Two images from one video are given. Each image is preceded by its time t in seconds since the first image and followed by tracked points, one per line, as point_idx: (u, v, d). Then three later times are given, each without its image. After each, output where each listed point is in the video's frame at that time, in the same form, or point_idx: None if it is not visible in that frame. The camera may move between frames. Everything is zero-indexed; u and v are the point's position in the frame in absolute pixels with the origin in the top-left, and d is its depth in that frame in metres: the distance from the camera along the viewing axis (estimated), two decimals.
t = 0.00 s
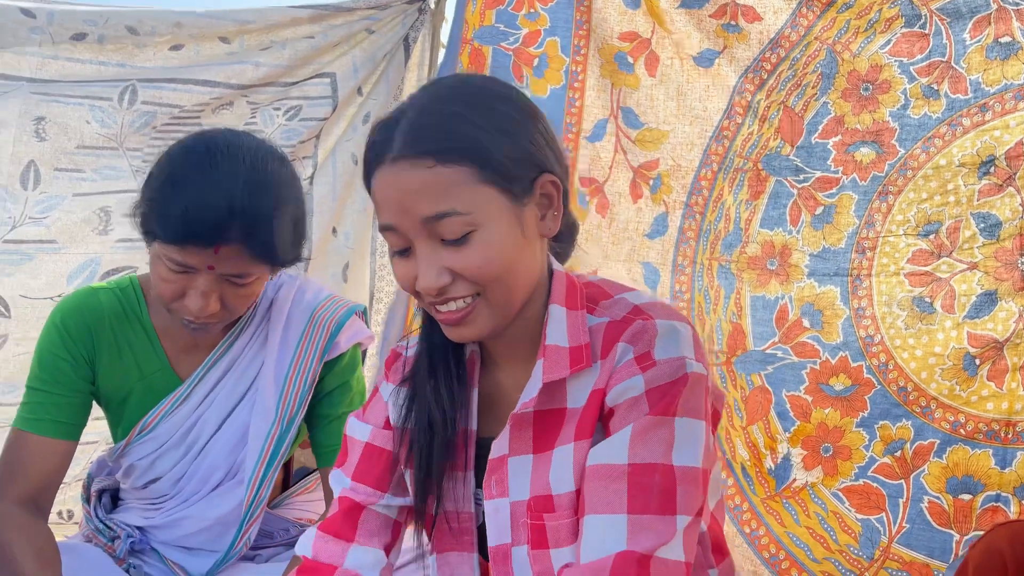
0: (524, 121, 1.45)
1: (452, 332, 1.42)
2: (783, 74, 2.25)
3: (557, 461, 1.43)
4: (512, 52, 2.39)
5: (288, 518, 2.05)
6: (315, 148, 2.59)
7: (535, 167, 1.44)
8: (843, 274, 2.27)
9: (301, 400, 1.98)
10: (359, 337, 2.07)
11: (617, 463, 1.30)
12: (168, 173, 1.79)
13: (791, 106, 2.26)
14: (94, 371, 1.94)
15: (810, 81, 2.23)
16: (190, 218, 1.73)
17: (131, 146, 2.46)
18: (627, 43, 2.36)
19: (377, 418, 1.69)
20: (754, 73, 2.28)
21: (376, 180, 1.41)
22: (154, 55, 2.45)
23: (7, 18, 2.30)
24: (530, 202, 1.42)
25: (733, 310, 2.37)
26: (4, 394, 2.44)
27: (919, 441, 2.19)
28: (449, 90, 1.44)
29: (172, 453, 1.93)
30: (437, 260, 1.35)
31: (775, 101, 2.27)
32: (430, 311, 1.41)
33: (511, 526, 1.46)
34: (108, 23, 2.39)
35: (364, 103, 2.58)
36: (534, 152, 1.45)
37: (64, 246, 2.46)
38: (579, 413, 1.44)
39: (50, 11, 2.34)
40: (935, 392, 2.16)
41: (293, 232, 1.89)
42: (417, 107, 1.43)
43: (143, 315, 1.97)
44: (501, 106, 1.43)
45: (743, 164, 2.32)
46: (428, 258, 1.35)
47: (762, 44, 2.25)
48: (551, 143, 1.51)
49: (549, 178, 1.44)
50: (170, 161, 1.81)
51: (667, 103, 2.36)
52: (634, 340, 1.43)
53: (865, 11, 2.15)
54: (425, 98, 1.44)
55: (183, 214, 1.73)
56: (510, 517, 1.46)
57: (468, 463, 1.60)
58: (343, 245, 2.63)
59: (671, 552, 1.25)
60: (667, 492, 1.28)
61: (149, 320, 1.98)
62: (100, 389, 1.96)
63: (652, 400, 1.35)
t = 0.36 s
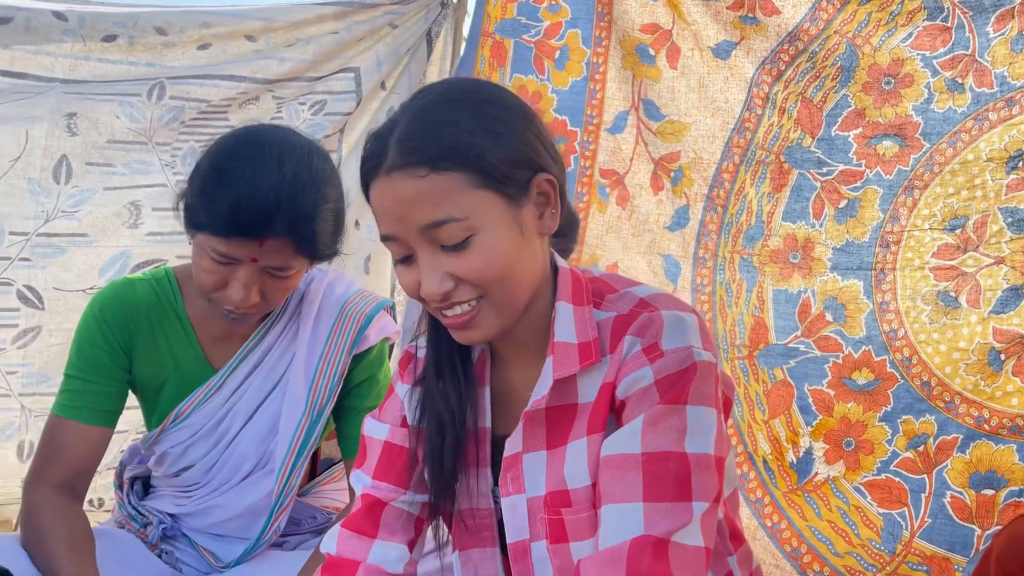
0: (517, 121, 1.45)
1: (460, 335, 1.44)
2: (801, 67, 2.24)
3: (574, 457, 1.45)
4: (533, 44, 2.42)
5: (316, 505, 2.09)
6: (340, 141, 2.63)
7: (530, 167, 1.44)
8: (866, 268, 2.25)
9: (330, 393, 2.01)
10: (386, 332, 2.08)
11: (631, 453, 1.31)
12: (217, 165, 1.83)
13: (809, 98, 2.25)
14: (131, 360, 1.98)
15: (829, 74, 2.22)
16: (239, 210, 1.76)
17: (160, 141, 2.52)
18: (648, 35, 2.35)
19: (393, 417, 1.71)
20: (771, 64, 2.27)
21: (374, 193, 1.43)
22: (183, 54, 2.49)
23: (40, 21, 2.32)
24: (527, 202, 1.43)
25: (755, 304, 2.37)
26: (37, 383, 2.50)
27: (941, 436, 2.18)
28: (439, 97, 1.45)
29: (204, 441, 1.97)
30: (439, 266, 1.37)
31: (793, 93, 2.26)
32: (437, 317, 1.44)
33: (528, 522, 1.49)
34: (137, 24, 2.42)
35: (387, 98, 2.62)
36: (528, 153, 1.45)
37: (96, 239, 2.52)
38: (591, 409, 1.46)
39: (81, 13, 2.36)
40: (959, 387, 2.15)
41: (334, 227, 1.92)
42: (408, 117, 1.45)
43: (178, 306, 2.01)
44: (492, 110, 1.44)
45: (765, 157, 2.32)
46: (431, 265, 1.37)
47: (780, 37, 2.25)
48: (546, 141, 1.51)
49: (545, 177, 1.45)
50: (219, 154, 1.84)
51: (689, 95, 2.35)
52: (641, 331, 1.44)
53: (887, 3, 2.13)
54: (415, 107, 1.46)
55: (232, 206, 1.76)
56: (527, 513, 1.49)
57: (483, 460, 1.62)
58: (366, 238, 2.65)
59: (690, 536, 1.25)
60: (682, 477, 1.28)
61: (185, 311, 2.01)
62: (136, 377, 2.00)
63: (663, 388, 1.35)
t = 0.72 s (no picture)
0: (531, 114, 1.45)
1: (480, 329, 1.45)
2: (818, 56, 2.23)
3: (594, 447, 1.45)
4: (556, 34, 2.45)
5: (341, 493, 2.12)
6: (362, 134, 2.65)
7: (546, 160, 1.45)
8: (892, 261, 2.23)
9: (356, 380, 2.02)
10: (410, 323, 2.09)
11: (652, 437, 1.31)
12: (245, 156, 1.85)
13: (827, 87, 2.23)
14: (159, 350, 2.01)
15: (848, 63, 2.20)
16: (267, 200, 1.78)
17: (187, 138, 2.55)
18: (668, 23, 2.36)
19: (415, 411, 1.72)
20: (788, 52, 2.27)
21: (392, 189, 1.44)
22: (209, 52, 2.51)
23: (70, 23, 2.37)
24: (544, 195, 1.44)
25: (778, 297, 2.36)
26: (66, 372, 2.55)
27: (967, 432, 2.15)
28: (454, 93, 1.46)
29: (231, 431, 1.99)
30: (459, 260, 1.38)
31: (810, 81, 2.25)
32: (458, 311, 1.44)
33: (551, 514, 1.49)
34: (165, 24, 2.45)
35: (409, 90, 2.63)
36: (544, 146, 1.45)
37: (124, 231, 2.55)
38: (610, 399, 1.46)
39: (110, 14, 2.40)
40: (986, 382, 2.12)
41: (360, 218, 1.94)
42: (424, 115, 1.45)
43: (205, 297, 2.04)
44: (508, 104, 1.44)
45: (787, 146, 2.30)
46: (450, 260, 1.38)
47: (797, 25, 2.24)
48: (560, 133, 1.50)
49: (561, 169, 1.46)
50: (247, 145, 1.87)
51: (710, 83, 2.35)
52: (659, 321, 1.44)
53: None
54: (431, 103, 1.46)
55: (260, 195, 1.78)
56: (549, 505, 1.49)
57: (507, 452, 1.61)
58: (388, 229, 2.66)
59: (714, 517, 1.26)
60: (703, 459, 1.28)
61: (211, 303, 2.04)
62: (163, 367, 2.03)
63: (682, 373, 1.35)
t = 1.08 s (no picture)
0: (545, 103, 1.45)
1: (500, 321, 1.45)
2: (837, 42, 2.19)
3: (617, 435, 1.45)
4: (581, 20, 2.46)
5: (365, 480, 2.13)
6: (386, 123, 2.67)
7: (561, 149, 1.45)
8: (920, 252, 2.20)
9: (379, 366, 2.03)
10: (433, 312, 2.10)
11: (686, 410, 1.30)
12: (270, 140, 1.88)
13: (844, 74, 2.20)
14: (186, 336, 2.04)
15: (866, 50, 2.17)
16: (291, 184, 1.80)
17: (215, 131, 2.59)
18: (693, 8, 2.35)
19: (434, 398, 1.73)
20: (806, 38, 2.24)
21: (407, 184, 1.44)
22: (235, 42, 2.54)
23: (100, 15, 2.38)
24: (561, 184, 1.44)
25: (802, 288, 2.34)
26: (98, 357, 2.61)
27: (997, 428, 2.12)
28: (468, 83, 1.46)
29: (256, 418, 2.02)
30: (477, 253, 1.38)
31: (826, 68, 2.22)
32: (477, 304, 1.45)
33: (573, 504, 1.49)
34: (192, 15, 2.47)
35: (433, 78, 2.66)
36: (559, 134, 1.45)
37: (154, 220, 2.60)
38: (631, 389, 1.45)
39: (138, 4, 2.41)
40: (1017, 377, 2.09)
41: (384, 204, 1.95)
42: (437, 108, 1.45)
43: (230, 285, 2.06)
44: (521, 93, 1.44)
45: (812, 133, 2.28)
46: (468, 253, 1.38)
47: (816, 11, 2.21)
48: (576, 122, 1.51)
49: (577, 158, 1.46)
50: (273, 130, 1.89)
51: (734, 70, 2.34)
52: (677, 305, 1.44)
53: None
54: (443, 96, 1.47)
55: (284, 179, 1.81)
56: (571, 495, 1.49)
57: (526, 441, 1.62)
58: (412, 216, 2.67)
59: (755, 472, 1.23)
60: (741, 422, 1.25)
61: (237, 289, 2.07)
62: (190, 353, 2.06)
63: (707, 346, 1.35)
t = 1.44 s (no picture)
0: (582, 69, 1.45)
1: (535, 289, 1.48)
2: (865, 14, 2.17)
3: (653, 405, 1.46)
4: None
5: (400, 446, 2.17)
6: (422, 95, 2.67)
7: (599, 116, 1.45)
8: (956, 226, 2.18)
9: (417, 332, 2.06)
10: (470, 274, 2.13)
11: (731, 391, 1.30)
12: (311, 105, 1.91)
13: (871, 46, 2.17)
14: (230, 301, 2.09)
15: (895, 21, 2.15)
16: (332, 147, 1.83)
17: (254, 104, 2.62)
18: None
19: (466, 364, 1.76)
20: (834, 11, 2.22)
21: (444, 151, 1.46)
22: (273, 15, 2.58)
23: None
24: (598, 152, 1.44)
25: (839, 261, 2.32)
26: (141, 325, 2.66)
27: None
28: (506, 49, 1.47)
29: (295, 379, 2.06)
30: (512, 221, 1.40)
31: (853, 41, 2.20)
32: (512, 271, 1.47)
33: (607, 471, 1.51)
34: None
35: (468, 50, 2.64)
36: (596, 100, 1.46)
37: (194, 191, 2.64)
38: (667, 358, 1.46)
39: None
40: None
41: (423, 167, 1.97)
42: (473, 75, 1.46)
43: (272, 251, 2.10)
44: (558, 58, 1.44)
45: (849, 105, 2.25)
46: (504, 221, 1.40)
47: None
48: (613, 88, 1.51)
49: (614, 125, 1.46)
50: (314, 96, 1.92)
51: (774, 41, 2.31)
52: (717, 278, 1.43)
53: None
54: (481, 62, 1.48)
55: (325, 142, 1.84)
56: (606, 462, 1.51)
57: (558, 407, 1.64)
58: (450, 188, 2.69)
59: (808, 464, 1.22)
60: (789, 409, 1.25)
61: (279, 255, 2.11)
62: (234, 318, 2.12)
63: (751, 326, 1.34)
